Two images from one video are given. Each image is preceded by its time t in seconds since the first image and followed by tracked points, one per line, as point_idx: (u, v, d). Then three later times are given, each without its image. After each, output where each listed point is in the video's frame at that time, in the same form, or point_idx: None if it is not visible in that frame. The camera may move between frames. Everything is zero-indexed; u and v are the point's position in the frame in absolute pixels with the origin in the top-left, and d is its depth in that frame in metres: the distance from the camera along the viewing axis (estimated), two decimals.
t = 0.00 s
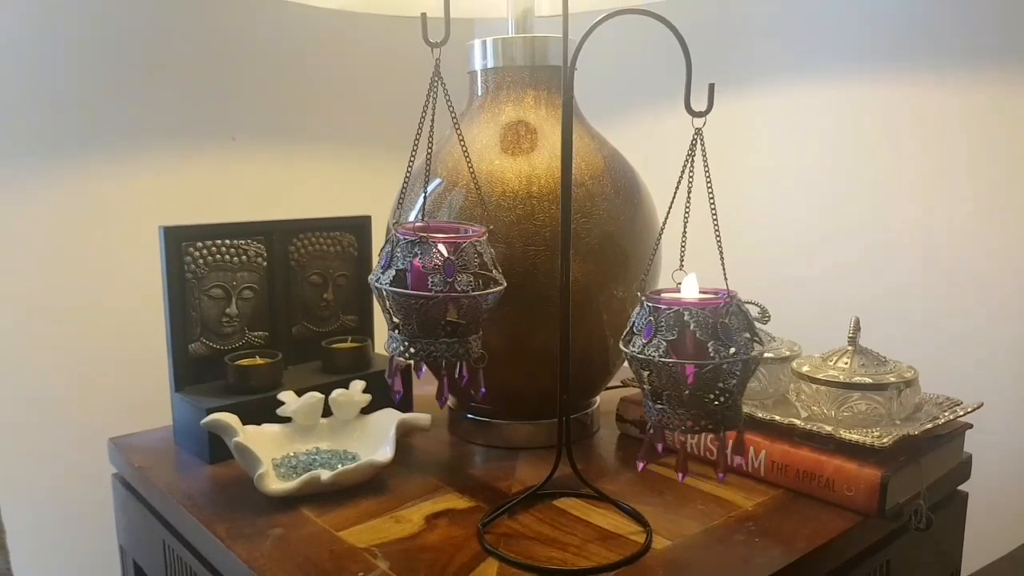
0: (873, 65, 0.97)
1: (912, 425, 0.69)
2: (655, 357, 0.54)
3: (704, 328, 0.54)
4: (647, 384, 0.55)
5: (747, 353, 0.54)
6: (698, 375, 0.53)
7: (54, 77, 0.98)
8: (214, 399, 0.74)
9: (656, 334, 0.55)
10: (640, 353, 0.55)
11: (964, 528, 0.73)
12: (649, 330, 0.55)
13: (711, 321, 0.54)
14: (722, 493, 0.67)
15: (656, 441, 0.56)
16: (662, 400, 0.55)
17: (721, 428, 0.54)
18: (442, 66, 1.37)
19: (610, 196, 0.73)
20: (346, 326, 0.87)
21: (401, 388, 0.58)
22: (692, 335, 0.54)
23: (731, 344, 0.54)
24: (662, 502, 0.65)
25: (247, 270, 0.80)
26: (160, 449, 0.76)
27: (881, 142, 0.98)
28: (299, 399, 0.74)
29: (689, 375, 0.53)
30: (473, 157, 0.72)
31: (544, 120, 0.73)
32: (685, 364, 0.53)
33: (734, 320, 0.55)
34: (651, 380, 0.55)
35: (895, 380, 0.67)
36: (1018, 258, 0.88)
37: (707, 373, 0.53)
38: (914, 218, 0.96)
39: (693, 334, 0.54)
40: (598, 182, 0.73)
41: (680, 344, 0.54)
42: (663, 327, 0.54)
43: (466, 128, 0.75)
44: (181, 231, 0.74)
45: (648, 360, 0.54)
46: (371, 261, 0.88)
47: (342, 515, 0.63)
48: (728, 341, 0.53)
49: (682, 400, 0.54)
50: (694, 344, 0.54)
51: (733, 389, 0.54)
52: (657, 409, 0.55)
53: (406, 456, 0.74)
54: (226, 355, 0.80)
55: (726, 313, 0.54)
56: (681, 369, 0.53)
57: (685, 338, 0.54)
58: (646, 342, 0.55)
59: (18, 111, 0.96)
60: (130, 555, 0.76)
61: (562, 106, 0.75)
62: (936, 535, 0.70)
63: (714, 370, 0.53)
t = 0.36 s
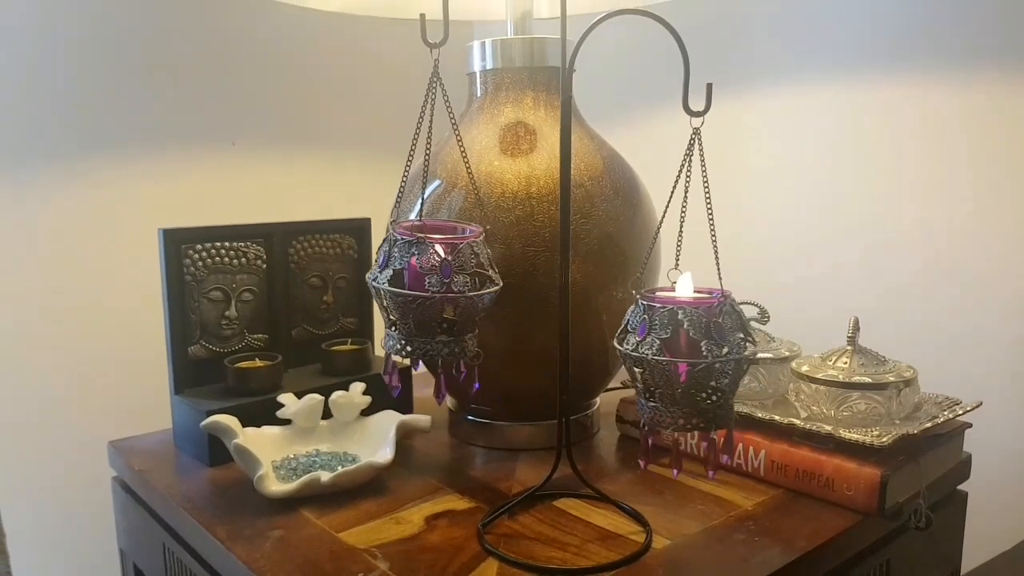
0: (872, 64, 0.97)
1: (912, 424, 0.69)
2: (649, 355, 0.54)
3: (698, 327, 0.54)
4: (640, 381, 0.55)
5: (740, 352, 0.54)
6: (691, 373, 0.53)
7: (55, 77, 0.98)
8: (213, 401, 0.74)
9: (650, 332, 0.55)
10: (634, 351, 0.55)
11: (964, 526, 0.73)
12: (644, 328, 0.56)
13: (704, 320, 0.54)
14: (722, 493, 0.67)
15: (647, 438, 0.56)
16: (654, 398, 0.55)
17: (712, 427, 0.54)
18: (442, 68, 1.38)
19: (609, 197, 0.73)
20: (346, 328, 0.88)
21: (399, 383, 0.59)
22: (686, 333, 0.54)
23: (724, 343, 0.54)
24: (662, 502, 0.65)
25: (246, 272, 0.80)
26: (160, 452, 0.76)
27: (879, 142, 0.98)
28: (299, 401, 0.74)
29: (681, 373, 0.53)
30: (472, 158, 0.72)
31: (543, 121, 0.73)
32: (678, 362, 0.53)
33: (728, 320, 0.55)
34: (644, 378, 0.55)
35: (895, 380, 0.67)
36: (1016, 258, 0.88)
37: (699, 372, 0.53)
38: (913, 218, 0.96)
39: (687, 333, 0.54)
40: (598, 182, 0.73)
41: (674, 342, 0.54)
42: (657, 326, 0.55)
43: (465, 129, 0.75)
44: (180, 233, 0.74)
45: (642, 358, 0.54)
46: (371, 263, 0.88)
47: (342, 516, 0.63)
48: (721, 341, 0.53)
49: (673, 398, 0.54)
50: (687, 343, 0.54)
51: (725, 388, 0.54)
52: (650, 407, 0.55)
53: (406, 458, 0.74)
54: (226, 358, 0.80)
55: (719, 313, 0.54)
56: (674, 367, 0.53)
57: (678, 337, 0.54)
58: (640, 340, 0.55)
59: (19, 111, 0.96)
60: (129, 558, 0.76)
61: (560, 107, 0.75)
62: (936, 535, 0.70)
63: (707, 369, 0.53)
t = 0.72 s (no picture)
0: (871, 66, 0.98)
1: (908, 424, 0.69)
2: (642, 353, 0.54)
3: (690, 327, 0.54)
4: (632, 378, 0.56)
5: (732, 352, 0.54)
6: (683, 372, 0.53)
7: (56, 77, 0.98)
8: (211, 402, 0.74)
9: (643, 331, 0.55)
10: (627, 348, 0.55)
11: (962, 528, 0.74)
12: (637, 326, 0.56)
13: (696, 319, 0.54)
14: (719, 493, 0.67)
15: (641, 435, 0.56)
16: (646, 394, 0.55)
17: (703, 425, 0.54)
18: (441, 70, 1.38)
19: (607, 197, 0.73)
20: (344, 330, 0.88)
21: (399, 383, 0.59)
22: (678, 332, 0.54)
23: (715, 343, 0.54)
24: (659, 502, 0.65)
25: (244, 273, 0.80)
26: (156, 453, 0.76)
27: (876, 143, 0.99)
28: (296, 401, 0.74)
29: (673, 371, 0.53)
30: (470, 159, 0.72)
31: (541, 122, 0.73)
32: (670, 360, 0.53)
33: (720, 319, 0.55)
34: (637, 375, 0.55)
35: (891, 380, 0.67)
36: (1013, 258, 0.88)
37: (691, 370, 0.53)
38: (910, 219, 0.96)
39: (679, 332, 0.54)
40: (596, 183, 0.73)
41: (666, 341, 0.54)
42: (650, 324, 0.55)
43: (463, 130, 0.76)
44: (178, 233, 0.74)
45: (635, 356, 0.54)
46: (370, 264, 0.88)
47: (338, 516, 0.62)
48: (713, 341, 0.54)
49: (665, 395, 0.54)
50: (679, 342, 0.54)
51: (717, 386, 0.54)
52: (642, 403, 0.56)
53: (403, 459, 0.74)
54: (223, 359, 0.80)
55: (711, 312, 0.55)
56: (666, 365, 0.53)
57: (671, 335, 0.54)
58: (634, 338, 0.55)
59: (20, 110, 0.97)
60: (126, 560, 0.76)
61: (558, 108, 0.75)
62: (934, 535, 0.70)
63: (698, 367, 0.53)
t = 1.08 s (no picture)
0: (868, 70, 0.98)
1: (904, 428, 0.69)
2: (642, 354, 0.54)
3: (689, 329, 0.54)
4: (633, 379, 0.56)
5: (731, 353, 0.54)
6: (683, 373, 0.53)
7: (56, 77, 0.98)
8: (207, 403, 0.74)
9: (643, 333, 0.55)
10: (627, 350, 0.55)
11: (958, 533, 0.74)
12: (637, 328, 0.56)
13: (695, 321, 0.54)
14: (715, 496, 0.67)
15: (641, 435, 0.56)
16: (647, 394, 0.55)
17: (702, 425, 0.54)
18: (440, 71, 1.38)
19: (606, 200, 0.73)
20: (341, 332, 0.87)
21: (400, 386, 0.58)
22: (677, 334, 0.54)
23: (714, 344, 0.54)
24: (656, 504, 0.65)
25: (241, 273, 0.80)
26: (151, 454, 0.75)
27: (874, 147, 0.99)
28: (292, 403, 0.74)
29: (673, 373, 0.53)
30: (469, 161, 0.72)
31: (539, 124, 0.74)
32: (670, 362, 0.53)
33: (719, 320, 0.55)
34: (637, 376, 0.55)
35: (887, 383, 0.67)
36: (1009, 263, 0.89)
37: (690, 372, 0.53)
38: (907, 223, 0.97)
39: (678, 334, 0.54)
40: (594, 185, 0.73)
41: (666, 343, 0.54)
42: (650, 326, 0.55)
43: (462, 132, 0.76)
44: (175, 233, 0.74)
45: (635, 358, 0.54)
46: (367, 266, 0.88)
47: (334, 517, 0.62)
48: (712, 343, 0.53)
49: (665, 396, 0.54)
50: (679, 343, 0.54)
51: (716, 387, 0.54)
52: (643, 404, 0.56)
53: (400, 461, 0.74)
54: (220, 360, 0.79)
55: (710, 314, 0.54)
56: (665, 367, 0.53)
57: (670, 337, 0.54)
58: (634, 339, 0.55)
59: (20, 110, 0.96)
60: (120, 562, 0.75)
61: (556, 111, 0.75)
62: (930, 539, 0.70)
63: (698, 369, 0.53)
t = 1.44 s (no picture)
0: (866, 72, 0.99)
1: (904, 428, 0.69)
2: (649, 358, 0.54)
3: (696, 330, 0.54)
4: (641, 383, 0.55)
5: (738, 352, 0.55)
6: (692, 374, 0.53)
7: (56, 78, 0.98)
8: (205, 406, 0.74)
9: (650, 336, 0.55)
10: (634, 354, 0.55)
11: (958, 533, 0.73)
12: (643, 331, 0.56)
13: (702, 322, 0.54)
14: (715, 498, 0.67)
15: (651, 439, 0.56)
16: (657, 398, 0.55)
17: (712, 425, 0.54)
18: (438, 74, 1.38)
19: (604, 202, 0.74)
20: (340, 335, 0.87)
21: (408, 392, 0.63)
22: (684, 336, 0.54)
23: (722, 344, 0.54)
24: (656, 506, 0.65)
25: (239, 277, 0.80)
26: (149, 458, 0.75)
27: (871, 148, 0.99)
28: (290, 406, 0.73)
29: (683, 375, 0.53)
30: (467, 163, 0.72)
31: (537, 127, 0.74)
32: (679, 363, 0.53)
33: (726, 321, 0.55)
34: (645, 380, 0.55)
35: (886, 384, 0.67)
36: (1008, 263, 0.89)
37: (699, 373, 0.53)
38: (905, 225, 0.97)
39: (685, 336, 0.54)
40: (593, 187, 0.73)
41: (674, 345, 0.54)
42: (657, 329, 0.54)
43: (460, 135, 0.76)
44: (173, 237, 0.74)
45: (644, 362, 0.54)
46: (365, 270, 0.88)
47: (333, 520, 0.62)
48: (720, 343, 0.54)
49: (675, 399, 0.54)
50: (686, 345, 0.54)
51: (725, 386, 0.54)
52: (651, 408, 0.55)
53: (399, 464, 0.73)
54: (217, 364, 0.79)
55: (717, 314, 0.55)
56: (674, 368, 0.53)
57: (677, 339, 0.54)
58: (641, 343, 0.55)
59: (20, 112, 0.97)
60: (118, 566, 0.75)
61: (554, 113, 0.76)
62: (930, 539, 0.70)
63: (706, 369, 0.53)
